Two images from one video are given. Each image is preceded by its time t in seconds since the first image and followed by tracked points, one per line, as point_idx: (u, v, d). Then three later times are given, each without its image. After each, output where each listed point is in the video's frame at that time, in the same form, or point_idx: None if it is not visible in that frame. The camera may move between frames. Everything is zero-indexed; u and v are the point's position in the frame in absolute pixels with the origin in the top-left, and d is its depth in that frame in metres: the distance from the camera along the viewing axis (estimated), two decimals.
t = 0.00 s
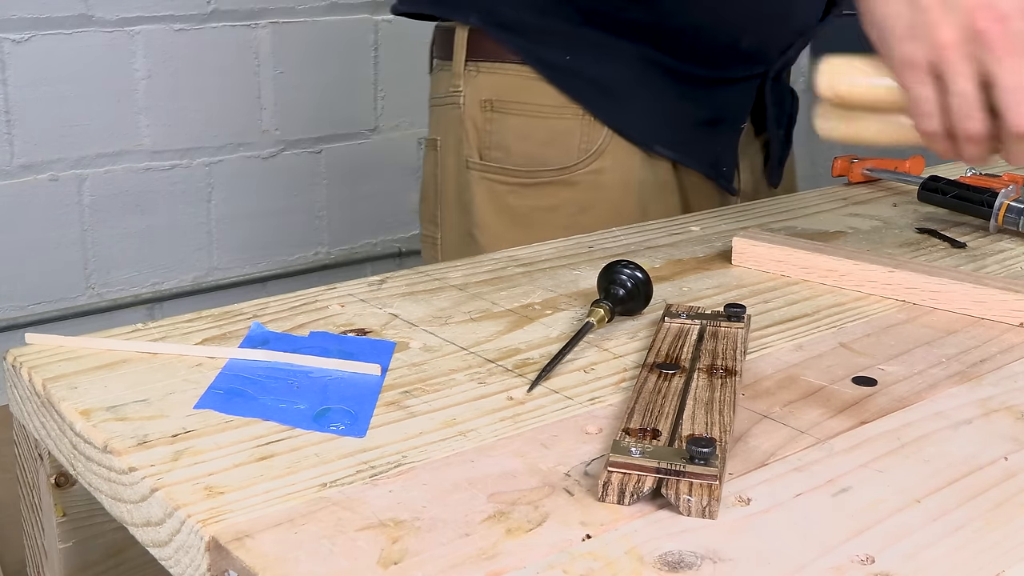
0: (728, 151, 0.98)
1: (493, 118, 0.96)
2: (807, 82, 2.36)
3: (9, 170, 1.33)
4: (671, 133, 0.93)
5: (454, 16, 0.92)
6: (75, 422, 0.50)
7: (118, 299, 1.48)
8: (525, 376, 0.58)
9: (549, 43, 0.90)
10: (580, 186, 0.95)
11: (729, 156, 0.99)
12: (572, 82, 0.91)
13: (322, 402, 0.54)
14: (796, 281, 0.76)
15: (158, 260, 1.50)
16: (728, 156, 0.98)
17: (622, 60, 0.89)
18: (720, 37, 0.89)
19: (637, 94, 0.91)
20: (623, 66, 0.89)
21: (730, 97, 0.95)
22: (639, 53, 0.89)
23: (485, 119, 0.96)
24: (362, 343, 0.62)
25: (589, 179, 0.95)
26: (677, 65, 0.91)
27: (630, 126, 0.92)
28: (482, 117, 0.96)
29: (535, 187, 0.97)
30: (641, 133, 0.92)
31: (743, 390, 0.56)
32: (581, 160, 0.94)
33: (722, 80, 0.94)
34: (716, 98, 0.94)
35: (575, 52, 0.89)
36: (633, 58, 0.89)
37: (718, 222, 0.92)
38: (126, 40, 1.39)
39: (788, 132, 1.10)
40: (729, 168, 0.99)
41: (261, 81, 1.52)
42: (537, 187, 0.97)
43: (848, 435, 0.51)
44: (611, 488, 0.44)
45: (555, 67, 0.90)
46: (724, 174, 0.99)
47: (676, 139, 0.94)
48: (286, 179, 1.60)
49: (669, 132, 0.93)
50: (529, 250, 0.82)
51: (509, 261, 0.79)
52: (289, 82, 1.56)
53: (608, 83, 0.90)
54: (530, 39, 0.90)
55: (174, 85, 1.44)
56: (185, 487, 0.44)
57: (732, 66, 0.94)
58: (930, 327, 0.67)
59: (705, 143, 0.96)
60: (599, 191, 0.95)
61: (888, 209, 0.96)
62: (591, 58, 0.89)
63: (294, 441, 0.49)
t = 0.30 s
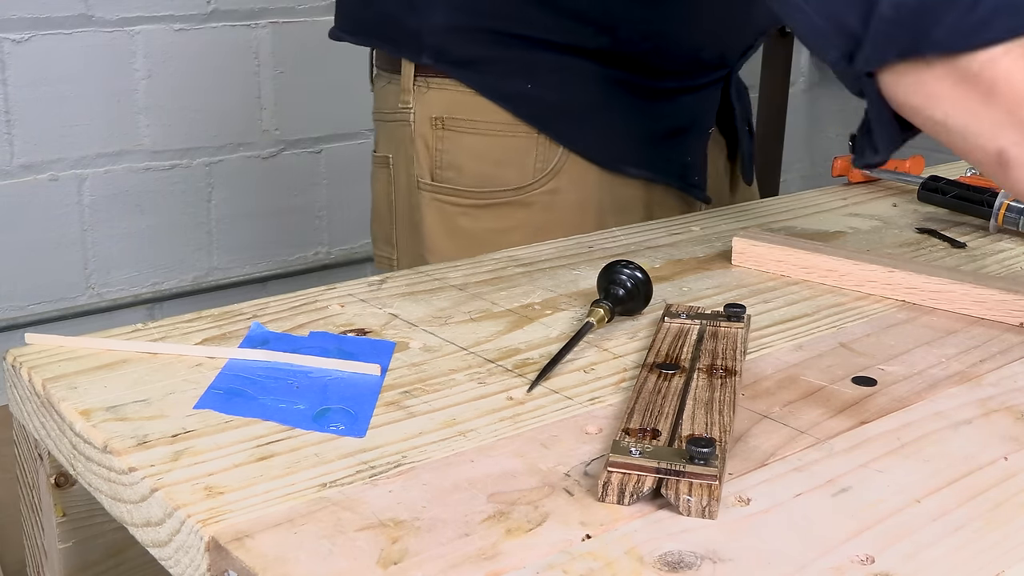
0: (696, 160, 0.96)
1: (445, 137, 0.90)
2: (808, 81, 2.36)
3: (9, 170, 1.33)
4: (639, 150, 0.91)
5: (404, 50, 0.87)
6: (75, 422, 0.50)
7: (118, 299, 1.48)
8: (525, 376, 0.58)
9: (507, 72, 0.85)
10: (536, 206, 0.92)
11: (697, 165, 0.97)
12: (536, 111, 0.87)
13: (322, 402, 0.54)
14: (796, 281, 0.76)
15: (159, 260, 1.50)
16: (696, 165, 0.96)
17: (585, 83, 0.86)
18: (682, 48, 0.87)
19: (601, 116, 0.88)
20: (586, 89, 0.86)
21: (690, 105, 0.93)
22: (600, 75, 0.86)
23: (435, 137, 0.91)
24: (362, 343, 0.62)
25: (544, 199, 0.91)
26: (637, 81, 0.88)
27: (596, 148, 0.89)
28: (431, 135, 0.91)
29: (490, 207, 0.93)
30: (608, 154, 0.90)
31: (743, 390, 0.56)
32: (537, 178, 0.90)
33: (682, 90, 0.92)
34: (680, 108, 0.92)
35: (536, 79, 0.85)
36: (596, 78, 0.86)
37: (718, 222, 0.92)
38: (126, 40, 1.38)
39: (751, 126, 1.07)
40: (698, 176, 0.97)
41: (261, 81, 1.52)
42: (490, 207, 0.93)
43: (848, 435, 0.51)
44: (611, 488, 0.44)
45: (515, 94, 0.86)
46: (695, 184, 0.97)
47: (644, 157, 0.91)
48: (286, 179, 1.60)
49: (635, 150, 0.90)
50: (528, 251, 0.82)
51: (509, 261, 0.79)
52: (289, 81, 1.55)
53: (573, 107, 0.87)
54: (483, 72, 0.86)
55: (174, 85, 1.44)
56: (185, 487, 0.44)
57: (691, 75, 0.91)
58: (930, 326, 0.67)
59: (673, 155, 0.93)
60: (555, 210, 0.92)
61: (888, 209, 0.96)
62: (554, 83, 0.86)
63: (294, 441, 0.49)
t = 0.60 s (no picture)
0: (707, 148, 0.97)
1: (455, 107, 1.00)
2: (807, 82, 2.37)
3: (9, 170, 1.33)
4: (636, 129, 0.95)
5: (419, 25, 0.97)
6: (75, 422, 0.50)
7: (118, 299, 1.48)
8: (525, 376, 0.58)
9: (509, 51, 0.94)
10: (535, 173, 0.98)
11: (709, 154, 0.97)
12: (530, 83, 0.95)
13: (322, 402, 0.54)
14: (796, 281, 0.76)
15: (159, 260, 1.50)
16: (707, 154, 0.97)
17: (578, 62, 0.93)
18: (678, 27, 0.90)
19: (590, 94, 0.94)
20: (577, 68, 0.93)
21: (698, 93, 0.95)
22: (589, 54, 0.93)
23: (450, 108, 1.00)
24: (362, 343, 0.62)
25: (541, 167, 0.98)
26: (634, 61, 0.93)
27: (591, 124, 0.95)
28: (447, 105, 1.00)
29: (491, 177, 1.01)
30: (602, 131, 0.95)
31: (743, 390, 0.56)
32: (534, 148, 0.97)
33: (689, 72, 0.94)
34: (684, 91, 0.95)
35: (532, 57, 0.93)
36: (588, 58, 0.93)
37: (719, 222, 0.92)
38: (126, 40, 1.39)
39: (795, 132, 1.07)
40: (709, 166, 0.97)
41: (261, 81, 1.52)
42: (495, 172, 1.01)
43: (848, 436, 0.51)
44: (611, 488, 0.44)
45: (516, 70, 0.95)
46: (704, 173, 0.97)
47: (635, 135, 0.96)
48: (287, 179, 1.60)
49: (631, 127, 0.95)
50: (529, 250, 0.82)
51: (509, 261, 0.79)
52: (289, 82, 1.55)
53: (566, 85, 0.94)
54: (489, 47, 0.95)
55: (174, 85, 1.44)
56: (185, 487, 0.44)
57: (698, 61, 0.93)
58: (930, 326, 0.67)
59: (676, 138, 0.96)
60: (552, 181, 0.98)
61: (888, 209, 0.96)
62: (547, 62, 0.93)
63: (294, 441, 0.49)
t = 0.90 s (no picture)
0: (588, 118, 0.98)
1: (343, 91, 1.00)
2: (808, 82, 2.37)
3: (9, 170, 1.33)
4: (519, 107, 0.96)
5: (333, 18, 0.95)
6: (75, 422, 0.50)
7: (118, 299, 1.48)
8: (526, 376, 0.58)
9: (393, 42, 0.93)
10: (374, 165, 0.99)
11: (589, 123, 0.98)
12: (397, 71, 0.94)
13: (322, 402, 0.54)
14: (796, 281, 0.76)
15: (159, 260, 1.50)
16: (587, 123, 0.98)
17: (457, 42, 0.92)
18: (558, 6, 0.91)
19: (457, 79, 0.94)
20: (454, 60, 0.93)
21: (574, 72, 0.95)
22: (450, 40, 0.92)
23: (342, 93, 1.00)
24: (362, 343, 0.62)
25: (381, 160, 0.99)
26: (512, 42, 0.93)
27: (475, 106, 0.95)
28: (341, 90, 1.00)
29: (348, 161, 1.01)
30: (485, 111, 0.95)
31: (743, 390, 0.56)
32: (380, 141, 0.98)
33: (547, 51, 0.94)
34: (567, 66, 0.95)
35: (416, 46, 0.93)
36: (467, 41, 0.92)
37: (718, 222, 0.92)
38: (126, 40, 1.38)
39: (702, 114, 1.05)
40: (586, 136, 0.99)
41: (261, 82, 1.52)
42: (348, 159, 1.01)
43: (849, 436, 0.51)
44: (611, 489, 0.44)
45: (398, 62, 0.94)
46: (582, 142, 0.99)
47: (498, 118, 0.96)
48: (287, 179, 1.60)
49: (492, 110, 0.95)
50: (528, 250, 0.82)
51: (509, 261, 0.79)
52: (289, 82, 1.55)
53: (450, 71, 0.93)
54: (376, 42, 0.94)
55: (174, 85, 1.44)
56: (186, 487, 0.44)
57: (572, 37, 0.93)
58: (930, 326, 0.67)
59: (557, 115, 0.97)
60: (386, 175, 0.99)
61: (888, 209, 0.96)
62: (427, 46, 0.93)
63: (294, 441, 0.49)
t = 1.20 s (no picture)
0: (395, 97, 0.89)
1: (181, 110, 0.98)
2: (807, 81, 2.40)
3: (9, 170, 1.33)
4: (323, 96, 0.91)
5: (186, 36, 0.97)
6: (75, 422, 0.50)
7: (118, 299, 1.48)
8: (525, 376, 0.58)
9: (216, 49, 0.92)
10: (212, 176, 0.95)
11: (398, 102, 0.89)
12: (218, 79, 0.93)
13: (322, 402, 0.54)
14: (796, 281, 0.76)
15: (159, 260, 1.51)
16: (396, 102, 0.89)
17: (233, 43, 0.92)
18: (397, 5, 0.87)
19: (270, 79, 0.92)
20: (264, 60, 0.91)
21: (318, 64, 0.90)
22: (245, 44, 0.91)
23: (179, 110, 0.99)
24: (362, 343, 0.62)
25: (216, 170, 0.95)
26: (290, 29, 0.90)
27: (286, 99, 0.92)
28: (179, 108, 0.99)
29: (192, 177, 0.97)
30: (291, 104, 0.92)
31: (742, 390, 0.56)
32: (212, 149, 0.95)
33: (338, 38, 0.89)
34: (347, 47, 0.89)
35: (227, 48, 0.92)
36: (234, 39, 0.91)
37: (717, 221, 0.92)
38: (126, 40, 1.39)
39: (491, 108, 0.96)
40: (398, 115, 0.90)
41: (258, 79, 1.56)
42: (193, 173, 0.97)
43: (848, 436, 0.51)
44: (611, 488, 0.44)
45: (214, 66, 0.93)
46: (394, 123, 0.90)
47: (297, 112, 0.92)
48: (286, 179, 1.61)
49: (285, 105, 0.92)
50: (528, 250, 0.82)
51: (509, 261, 0.79)
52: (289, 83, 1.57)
53: (250, 70, 0.92)
54: (198, 52, 0.94)
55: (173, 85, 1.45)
56: (186, 487, 0.44)
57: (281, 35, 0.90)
58: (930, 326, 0.67)
59: (363, 99, 0.90)
60: (227, 184, 0.95)
61: (888, 209, 0.96)
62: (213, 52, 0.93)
63: (294, 441, 0.49)
